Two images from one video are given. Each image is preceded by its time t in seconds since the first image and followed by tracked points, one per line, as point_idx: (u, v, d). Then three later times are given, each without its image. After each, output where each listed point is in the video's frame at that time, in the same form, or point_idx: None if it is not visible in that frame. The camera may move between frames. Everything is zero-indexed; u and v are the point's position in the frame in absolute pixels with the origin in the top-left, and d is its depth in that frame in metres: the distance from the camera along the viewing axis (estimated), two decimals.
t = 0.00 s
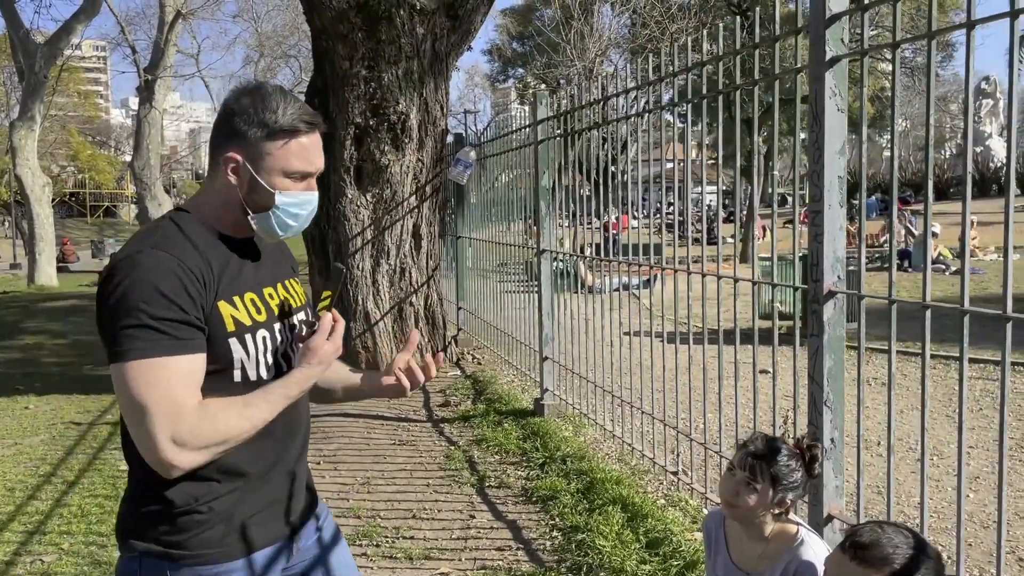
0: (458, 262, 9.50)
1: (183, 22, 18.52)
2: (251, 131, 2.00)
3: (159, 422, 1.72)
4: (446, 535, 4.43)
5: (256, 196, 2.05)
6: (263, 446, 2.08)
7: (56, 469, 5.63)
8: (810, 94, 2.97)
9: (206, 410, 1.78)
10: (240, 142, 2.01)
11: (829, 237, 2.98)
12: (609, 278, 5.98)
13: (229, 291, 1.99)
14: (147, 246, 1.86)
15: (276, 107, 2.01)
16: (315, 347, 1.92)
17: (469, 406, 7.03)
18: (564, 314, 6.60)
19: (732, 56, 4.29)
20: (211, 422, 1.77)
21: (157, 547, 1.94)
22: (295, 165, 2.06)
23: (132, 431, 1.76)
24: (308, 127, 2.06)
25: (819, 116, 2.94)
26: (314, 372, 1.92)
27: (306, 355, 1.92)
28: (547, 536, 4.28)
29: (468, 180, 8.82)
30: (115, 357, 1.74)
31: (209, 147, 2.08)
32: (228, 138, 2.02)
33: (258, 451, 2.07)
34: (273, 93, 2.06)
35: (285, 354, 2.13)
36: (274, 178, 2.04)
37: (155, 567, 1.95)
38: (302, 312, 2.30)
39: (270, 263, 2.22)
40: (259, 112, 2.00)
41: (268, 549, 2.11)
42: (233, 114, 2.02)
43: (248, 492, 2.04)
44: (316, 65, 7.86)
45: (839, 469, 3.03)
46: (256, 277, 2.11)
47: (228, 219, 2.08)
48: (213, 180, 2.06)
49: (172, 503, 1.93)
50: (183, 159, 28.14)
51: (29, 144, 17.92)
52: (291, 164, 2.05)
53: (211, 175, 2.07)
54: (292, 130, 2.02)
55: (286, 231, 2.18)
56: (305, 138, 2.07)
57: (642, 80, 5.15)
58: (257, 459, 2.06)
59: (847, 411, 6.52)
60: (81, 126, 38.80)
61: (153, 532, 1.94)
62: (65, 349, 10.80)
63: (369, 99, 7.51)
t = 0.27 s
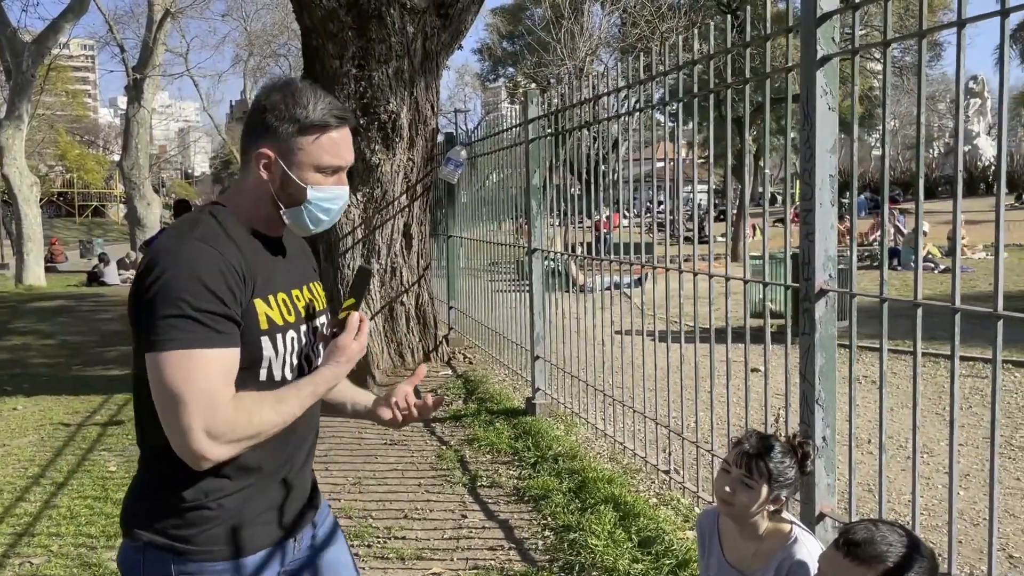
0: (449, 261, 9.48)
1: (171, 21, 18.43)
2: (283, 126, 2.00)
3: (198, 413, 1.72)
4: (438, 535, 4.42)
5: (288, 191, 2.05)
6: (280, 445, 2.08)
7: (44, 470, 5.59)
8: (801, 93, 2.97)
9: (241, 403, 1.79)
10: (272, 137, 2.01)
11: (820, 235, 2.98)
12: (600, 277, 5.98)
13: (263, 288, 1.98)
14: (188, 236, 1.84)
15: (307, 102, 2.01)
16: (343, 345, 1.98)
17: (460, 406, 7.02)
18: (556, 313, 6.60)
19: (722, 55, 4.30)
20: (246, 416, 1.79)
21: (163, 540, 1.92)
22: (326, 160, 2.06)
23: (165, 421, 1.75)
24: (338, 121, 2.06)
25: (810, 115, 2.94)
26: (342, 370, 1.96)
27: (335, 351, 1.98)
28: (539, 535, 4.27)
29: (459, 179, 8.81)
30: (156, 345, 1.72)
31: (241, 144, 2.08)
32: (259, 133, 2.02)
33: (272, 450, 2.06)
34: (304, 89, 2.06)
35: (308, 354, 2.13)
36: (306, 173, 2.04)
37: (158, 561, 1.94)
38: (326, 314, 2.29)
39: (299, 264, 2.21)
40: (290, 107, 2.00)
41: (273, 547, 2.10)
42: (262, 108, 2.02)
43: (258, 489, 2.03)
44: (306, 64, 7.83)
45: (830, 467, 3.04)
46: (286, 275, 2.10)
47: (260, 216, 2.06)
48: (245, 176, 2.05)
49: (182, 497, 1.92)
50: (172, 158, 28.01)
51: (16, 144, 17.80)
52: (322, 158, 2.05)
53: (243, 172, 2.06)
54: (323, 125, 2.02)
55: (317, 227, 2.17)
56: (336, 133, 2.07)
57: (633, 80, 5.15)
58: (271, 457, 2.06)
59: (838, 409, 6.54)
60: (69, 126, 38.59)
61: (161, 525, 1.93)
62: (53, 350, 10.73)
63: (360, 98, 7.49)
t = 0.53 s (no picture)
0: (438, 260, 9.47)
1: (157, 19, 18.34)
2: (326, 125, 1.98)
3: (229, 393, 1.70)
4: (428, 534, 4.41)
5: (328, 189, 2.03)
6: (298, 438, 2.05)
7: (30, 471, 5.55)
8: (789, 92, 2.98)
9: (270, 388, 1.77)
10: (314, 134, 1.99)
11: (809, 233, 2.98)
12: (588, 276, 5.99)
13: (300, 280, 1.96)
14: (230, 223, 1.85)
15: (352, 101, 1.99)
16: (372, 340, 1.98)
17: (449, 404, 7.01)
18: (545, 312, 6.60)
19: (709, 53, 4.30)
20: (274, 402, 1.77)
21: (171, 526, 1.90)
22: (367, 159, 2.04)
23: (193, 400, 1.73)
24: (382, 122, 2.04)
25: (798, 113, 2.95)
26: (369, 365, 1.96)
27: (364, 344, 1.97)
28: (529, 534, 4.27)
29: (448, 177, 8.80)
30: (192, 324, 1.71)
31: (283, 139, 2.06)
32: (302, 130, 2.01)
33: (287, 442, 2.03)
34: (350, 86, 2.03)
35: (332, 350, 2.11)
36: (348, 171, 2.02)
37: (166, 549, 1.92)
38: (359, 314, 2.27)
39: (338, 263, 2.19)
40: (336, 106, 1.98)
41: (279, 542, 2.06)
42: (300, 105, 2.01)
43: (270, 480, 2.00)
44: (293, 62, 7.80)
45: (819, 464, 3.05)
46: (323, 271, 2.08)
47: (300, 211, 2.06)
48: (288, 171, 2.04)
49: (192, 484, 1.91)
50: (159, 157, 27.88)
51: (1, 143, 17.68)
52: (363, 158, 2.03)
53: (285, 167, 2.05)
54: (366, 125, 2.01)
55: (355, 224, 2.16)
56: (379, 133, 2.05)
57: (621, 78, 5.16)
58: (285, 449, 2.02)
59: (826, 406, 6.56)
60: (55, 124, 38.34)
61: (170, 511, 1.91)
62: (39, 350, 10.66)
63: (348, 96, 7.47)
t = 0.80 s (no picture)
0: (424, 257, 9.46)
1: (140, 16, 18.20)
2: (344, 110, 2.02)
3: (222, 352, 1.72)
4: (415, 530, 4.41)
5: (346, 173, 2.05)
6: (301, 419, 2.05)
7: (13, 470, 5.50)
8: (774, 87, 2.99)
9: (265, 353, 1.78)
10: (334, 120, 2.03)
11: (794, 227, 3.00)
12: (575, 272, 6.00)
13: (309, 258, 1.97)
14: (244, 196, 1.90)
15: (369, 88, 2.02)
16: (375, 319, 1.96)
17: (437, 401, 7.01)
18: (532, 308, 6.61)
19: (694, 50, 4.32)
20: (268, 368, 1.78)
21: (166, 499, 1.93)
22: (383, 145, 2.06)
23: (190, 362, 1.76)
24: (399, 108, 2.06)
25: (783, 108, 2.96)
26: (370, 343, 1.94)
27: (366, 321, 1.96)
28: (516, 529, 4.28)
29: (435, 174, 8.79)
30: (193, 286, 1.74)
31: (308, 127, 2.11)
32: (323, 117, 2.05)
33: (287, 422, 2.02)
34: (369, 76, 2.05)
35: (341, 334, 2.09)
36: (364, 156, 2.05)
37: (160, 525, 1.94)
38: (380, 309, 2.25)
39: (361, 253, 2.19)
40: (354, 92, 2.01)
41: (273, 523, 2.05)
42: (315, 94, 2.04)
43: (266, 460, 2.00)
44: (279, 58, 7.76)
45: (804, 458, 3.07)
46: (338, 256, 2.07)
47: (321, 197, 2.08)
48: (309, 158, 2.07)
49: (190, 459, 1.92)
50: (142, 154, 27.67)
51: None
52: (381, 143, 2.06)
53: (308, 154, 2.08)
54: (383, 110, 2.03)
55: (377, 212, 2.17)
56: (398, 118, 2.07)
57: (607, 75, 5.16)
58: (285, 430, 2.02)
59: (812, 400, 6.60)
60: (37, 122, 38.02)
61: (167, 484, 1.93)
62: (21, 349, 10.56)
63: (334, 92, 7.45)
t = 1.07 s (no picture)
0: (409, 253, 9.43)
1: (121, 10, 18.03)
2: (345, 107, 2.01)
3: (200, 347, 1.69)
4: (399, 526, 4.39)
5: (344, 170, 2.04)
6: (288, 415, 2.03)
7: None
8: (758, 80, 2.99)
9: (243, 351, 1.75)
10: (335, 116, 2.01)
11: (778, 220, 2.99)
12: (560, 268, 5.99)
13: (294, 255, 1.95)
14: (231, 187, 1.87)
15: (369, 86, 2.01)
16: (358, 319, 1.93)
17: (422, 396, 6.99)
18: (517, 303, 6.59)
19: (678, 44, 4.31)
20: (247, 365, 1.75)
21: (148, 493, 1.90)
22: (382, 143, 2.06)
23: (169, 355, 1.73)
24: (398, 107, 2.06)
25: (768, 101, 2.96)
26: (352, 344, 1.91)
27: (348, 320, 1.93)
28: (501, 524, 4.27)
29: (419, 170, 8.76)
30: (175, 277, 1.71)
31: (303, 122, 2.09)
32: (322, 112, 2.03)
33: (272, 416, 2.00)
34: (369, 74, 2.05)
35: (326, 332, 2.07)
36: (363, 154, 2.04)
37: (143, 520, 1.91)
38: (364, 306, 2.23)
39: (347, 248, 2.18)
40: (354, 89, 2.00)
41: (257, 518, 2.03)
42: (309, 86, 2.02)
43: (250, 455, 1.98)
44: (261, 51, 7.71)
45: (788, 450, 3.08)
46: (323, 252, 2.05)
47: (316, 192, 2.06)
48: (305, 152, 2.05)
49: (173, 452, 1.89)
50: (124, 150, 27.44)
51: None
52: (381, 142, 2.06)
53: (303, 149, 2.06)
54: (383, 109, 2.03)
55: (368, 209, 2.18)
56: (398, 118, 2.07)
57: (592, 68, 5.16)
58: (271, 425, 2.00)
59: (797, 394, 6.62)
60: (17, 117, 37.64)
61: (149, 477, 1.90)
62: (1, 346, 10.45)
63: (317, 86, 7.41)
